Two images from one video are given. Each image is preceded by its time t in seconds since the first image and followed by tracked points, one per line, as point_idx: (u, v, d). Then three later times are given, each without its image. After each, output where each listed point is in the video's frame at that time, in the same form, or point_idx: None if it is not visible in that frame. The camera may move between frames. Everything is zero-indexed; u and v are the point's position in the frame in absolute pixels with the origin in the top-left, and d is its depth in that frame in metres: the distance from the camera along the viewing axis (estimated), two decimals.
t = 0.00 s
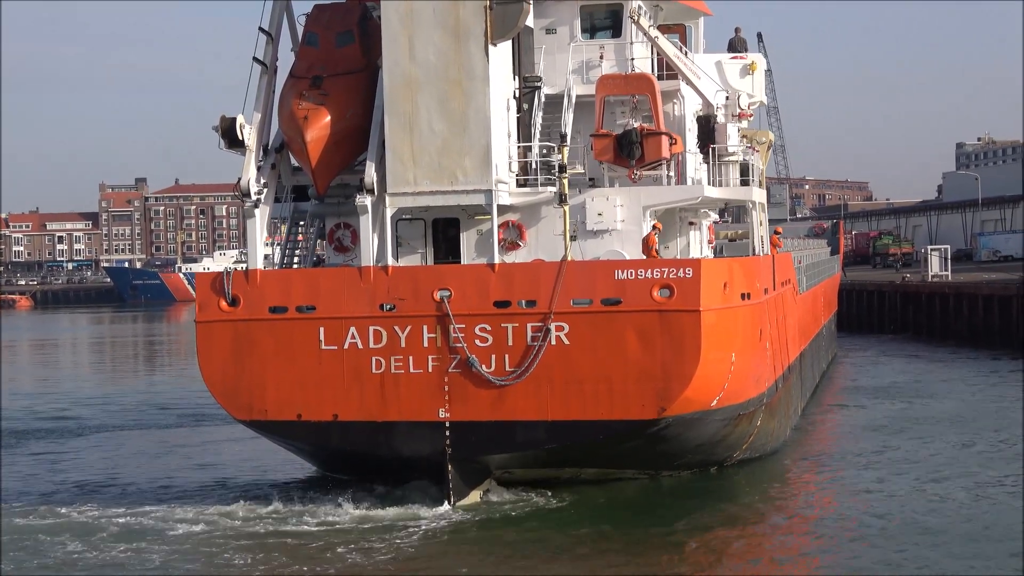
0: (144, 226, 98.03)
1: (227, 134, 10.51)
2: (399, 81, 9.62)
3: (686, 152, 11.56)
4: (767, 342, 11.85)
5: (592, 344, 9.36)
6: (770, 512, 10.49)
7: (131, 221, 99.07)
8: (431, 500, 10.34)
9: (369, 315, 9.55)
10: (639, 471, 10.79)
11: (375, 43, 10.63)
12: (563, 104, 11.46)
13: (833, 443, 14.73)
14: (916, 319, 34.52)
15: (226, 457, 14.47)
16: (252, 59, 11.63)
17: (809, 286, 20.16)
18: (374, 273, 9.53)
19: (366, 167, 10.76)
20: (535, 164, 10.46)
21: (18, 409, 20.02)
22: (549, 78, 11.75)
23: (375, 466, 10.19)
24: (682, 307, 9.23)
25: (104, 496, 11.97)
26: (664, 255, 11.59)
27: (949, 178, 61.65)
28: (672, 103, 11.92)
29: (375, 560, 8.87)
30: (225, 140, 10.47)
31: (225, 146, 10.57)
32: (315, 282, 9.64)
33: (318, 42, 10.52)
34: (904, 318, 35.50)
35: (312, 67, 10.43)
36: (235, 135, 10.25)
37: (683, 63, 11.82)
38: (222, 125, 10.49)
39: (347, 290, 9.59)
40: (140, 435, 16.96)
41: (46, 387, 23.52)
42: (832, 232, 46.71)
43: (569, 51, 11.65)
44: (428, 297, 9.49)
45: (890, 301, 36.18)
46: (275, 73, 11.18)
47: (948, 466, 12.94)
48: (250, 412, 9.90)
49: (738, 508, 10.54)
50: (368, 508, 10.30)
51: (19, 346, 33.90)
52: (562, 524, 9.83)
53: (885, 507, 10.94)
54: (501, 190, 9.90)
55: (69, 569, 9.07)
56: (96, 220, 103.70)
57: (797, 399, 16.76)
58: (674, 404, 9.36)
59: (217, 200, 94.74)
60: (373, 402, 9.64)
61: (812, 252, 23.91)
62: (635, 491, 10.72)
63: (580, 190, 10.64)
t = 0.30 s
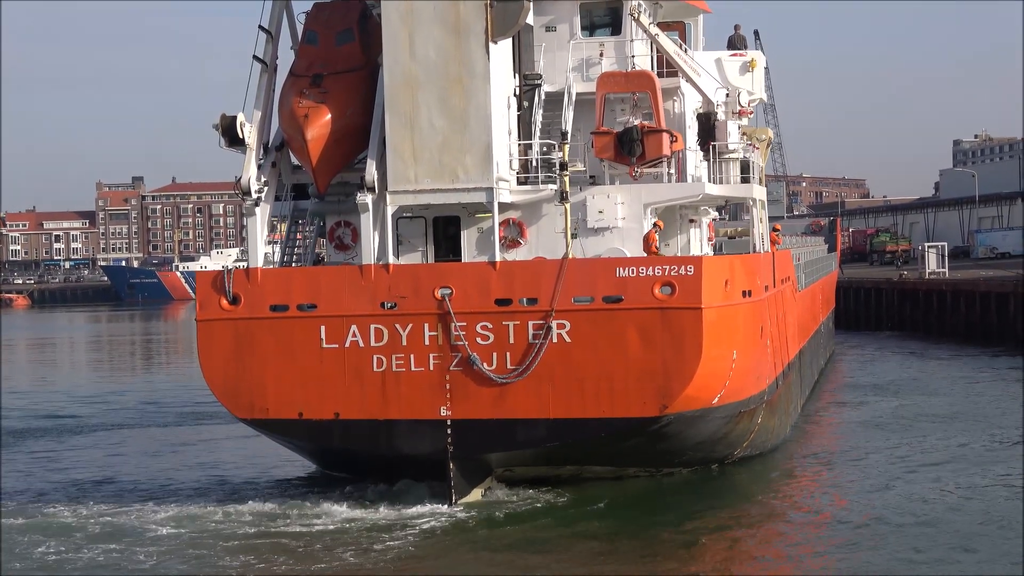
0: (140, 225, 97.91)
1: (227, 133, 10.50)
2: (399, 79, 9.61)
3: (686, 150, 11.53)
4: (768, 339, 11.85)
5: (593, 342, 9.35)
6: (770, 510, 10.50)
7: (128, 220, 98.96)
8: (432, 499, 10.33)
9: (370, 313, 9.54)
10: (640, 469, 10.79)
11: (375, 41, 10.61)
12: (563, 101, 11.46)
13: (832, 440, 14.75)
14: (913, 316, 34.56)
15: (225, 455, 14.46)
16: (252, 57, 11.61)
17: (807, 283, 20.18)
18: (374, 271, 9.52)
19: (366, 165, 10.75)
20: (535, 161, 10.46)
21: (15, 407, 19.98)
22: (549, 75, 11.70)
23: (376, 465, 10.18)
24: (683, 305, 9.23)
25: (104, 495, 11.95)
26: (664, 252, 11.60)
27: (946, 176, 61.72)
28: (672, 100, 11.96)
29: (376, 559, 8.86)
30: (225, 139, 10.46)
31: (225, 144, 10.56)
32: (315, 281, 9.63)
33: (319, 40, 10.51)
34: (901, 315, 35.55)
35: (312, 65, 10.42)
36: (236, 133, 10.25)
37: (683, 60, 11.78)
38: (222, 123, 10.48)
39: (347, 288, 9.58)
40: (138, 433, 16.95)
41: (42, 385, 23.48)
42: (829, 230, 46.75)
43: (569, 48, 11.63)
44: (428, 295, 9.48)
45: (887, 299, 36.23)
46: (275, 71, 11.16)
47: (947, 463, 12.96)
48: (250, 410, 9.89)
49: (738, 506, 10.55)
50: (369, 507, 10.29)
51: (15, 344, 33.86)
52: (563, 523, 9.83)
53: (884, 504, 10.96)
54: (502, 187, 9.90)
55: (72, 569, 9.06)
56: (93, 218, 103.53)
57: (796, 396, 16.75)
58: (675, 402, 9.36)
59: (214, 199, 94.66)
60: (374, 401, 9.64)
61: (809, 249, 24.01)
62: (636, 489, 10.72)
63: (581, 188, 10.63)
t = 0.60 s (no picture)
0: (138, 223, 97.79)
1: (228, 131, 10.49)
2: (399, 77, 9.60)
3: (686, 148, 11.50)
4: (768, 337, 11.85)
5: (595, 340, 9.35)
6: (771, 508, 10.51)
7: (125, 218, 98.89)
8: (433, 497, 10.33)
9: (371, 311, 9.53)
10: (641, 467, 10.79)
11: (375, 39, 10.58)
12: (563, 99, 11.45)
13: (831, 438, 14.76)
14: (910, 314, 34.59)
15: (224, 454, 14.44)
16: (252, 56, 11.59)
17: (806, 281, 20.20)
18: (375, 269, 9.51)
19: (367, 163, 10.74)
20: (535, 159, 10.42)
21: (12, 406, 19.96)
22: (549, 73, 11.72)
23: (377, 463, 10.16)
24: (684, 303, 9.24)
25: (103, 494, 11.93)
26: (664, 250, 11.63)
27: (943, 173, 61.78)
28: (672, 98, 11.98)
29: (377, 558, 8.86)
30: (225, 137, 10.45)
31: (226, 142, 10.54)
32: (316, 279, 9.62)
33: (318, 38, 10.50)
34: (898, 313, 35.60)
35: (312, 63, 10.40)
36: (236, 131, 10.24)
37: (684, 57, 11.68)
38: (222, 122, 10.46)
39: (348, 286, 9.57)
40: (137, 432, 16.94)
41: (40, 384, 23.46)
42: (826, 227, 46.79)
43: (569, 46, 11.63)
44: (429, 293, 9.47)
45: (884, 296, 36.26)
46: (275, 69, 11.15)
47: (947, 460, 12.98)
48: (251, 409, 9.88)
49: (738, 503, 10.56)
50: (370, 505, 10.29)
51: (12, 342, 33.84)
52: (564, 521, 9.83)
53: (885, 501, 10.97)
54: (503, 185, 9.89)
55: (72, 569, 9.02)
56: (90, 217, 103.38)
57: (796, 394, 16.75)
58: (677, 400, 9.37)
59: (211, 197, 94.57)
60: (376, 399, 9.63)
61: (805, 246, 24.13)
62: (637, 487, 10.72)
63: (582, 186, 10.63)
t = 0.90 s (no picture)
0: (136, 220, 97.72)
1: (230, 128, 10.46)
2: (402, 75, 9.59)
3: (688, 145, 11.50)
4: (770, 335, 11.86)
5: (597, 337, 9.34)
6: (772, 506, 10.52)
7: (123, 216, 98.83)
8: (435, 495, 10.33)
9: (373, 309, 9.53)
10: (642, 465, 10.79)
11: (378, 36, 10.56)
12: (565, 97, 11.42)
13: (831, 436, 14.78)
14: (907, 312, 34.62)
15: (223, 451, 14.43)
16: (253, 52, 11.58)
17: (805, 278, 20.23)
18: (378, 267, 9.49)
19: (369, 161, 10.72)
20: (538, 157, 10.43)
21: (11, 403, 19.94)
22: (551, 71, 11.68)
23: (379, 461, 10.15)
24: (686, 301, 9.24)
25: (102, 492, 11.90)
26: (667, 248, 11.60)
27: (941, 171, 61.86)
28: (673, 96, 11.92)
29: (379, 557, 8.85)
30: (227, 134, 10.42)
31: (228, 139, 10.52)
32: (318, 276, 9.61)
33: (320, 36, 10.48)
34: (896, 310, 35.66)
35: (314, 61, 10.38)
36: (238, 128, 10.22)
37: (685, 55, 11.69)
38: (225, 119, 10.44)
39: (350, 284, 9.56)
40: (136, 429, 16.93)
41: (38, 380, 23.45)
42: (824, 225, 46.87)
43: (572, 44, 11.61)
44: (432, 291, 9.46)
45: (882, 294, 36.31)
46: (276, 66, 11.13)
47: (947, 458, 12.99)
48: (253, 407, 9.88)
49: (739, 501, 10.58)
50: (372, 503, 10.29)
51: (9, 339, 33.82)
52: (567, 519, 9.83)
53: (886, 500, 10.98)
54: (506, 183, 9.88)
55: (72, 567, 8.99)
56: (88, 214, 103.23)
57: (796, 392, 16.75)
58: (679, 398, 9.36)
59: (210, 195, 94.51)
60: (378, 396, 9.62)
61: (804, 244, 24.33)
62: (638, 485, 10.73)
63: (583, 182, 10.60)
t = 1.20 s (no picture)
0: (136, 218, 97.67)
1: (234, 126, 10.45)
2: (407, 72, 9.58)
3: (693, 145, 11.60)
4: (773, 334, 11.85)
5: (603, 336, 9.34)
6: (775, 505, 10.52)
7: (123, 214, 98.96)
8: (438, 493, 10.32)
9: (378, 307, 9.52)
10: (646, 464, 10.79)
11: (382, 35, 10.57)
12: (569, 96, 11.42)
13: (832, 435, 14.78)
14: (907, 311, 34.65)
15: (224, 449, 14.43)
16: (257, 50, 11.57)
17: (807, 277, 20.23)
18: (382, 265, 9.49)
19: (373, 159, 10.71)
20: (542, 155, 10.43)
21: (10, 400, 19.91)
22: (555, 69, 11.65)
23: (382, 459, 10.13)
24: (691, 299, 9.23)
25: (105, 490, 11.89)
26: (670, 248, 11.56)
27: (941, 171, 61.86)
28: (678, 94, 11.87)
29: (383, 555, 8.83)
30: (231, 132, 10.41)
31: (233, 137, 10.51)
32: (322, 274, 9.61)
33: (325, 33, 10.48)
34: (896, 310, 35.67)
35: (318, 58, 10.37)
36: (243, 126, 10.21)
37: (690, 53, 11.71)
38: (229, 116, 10.42)
39: (354, 282, 9.56)
40: (137, 427, 16.92)
41: (37, 378, 23.42)
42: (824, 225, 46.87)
43: (576, 42, 11.58)
44: (436, 289, 9.46)
45: (882, 294, 36.31)
46: (280, 63, 11.13)
47: (949, 457, 13.00)
48: (257, 405, 9.87)
49: (742, 500, 10.58)
50: (375, 501, 10.27)
51: (9, 337, 33.82)
52: (570, 518, 9.82)
53: (889, 499, 10.97)
54: (511, 181, 9.87)
55: (75, 566, 8.97)
56: (88, 212, 103.14)
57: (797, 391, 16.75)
58: (684, 396, 9.36)
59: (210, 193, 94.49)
60: (382, 395, 9.62)
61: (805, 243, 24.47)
62: (641, 484, 10.72)
63: (587, 181, 10.60)
